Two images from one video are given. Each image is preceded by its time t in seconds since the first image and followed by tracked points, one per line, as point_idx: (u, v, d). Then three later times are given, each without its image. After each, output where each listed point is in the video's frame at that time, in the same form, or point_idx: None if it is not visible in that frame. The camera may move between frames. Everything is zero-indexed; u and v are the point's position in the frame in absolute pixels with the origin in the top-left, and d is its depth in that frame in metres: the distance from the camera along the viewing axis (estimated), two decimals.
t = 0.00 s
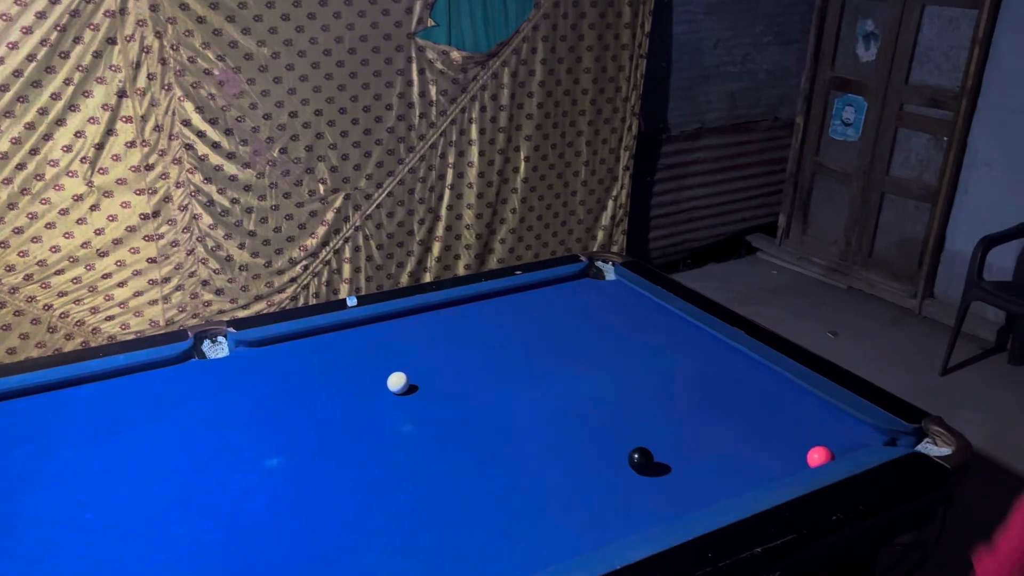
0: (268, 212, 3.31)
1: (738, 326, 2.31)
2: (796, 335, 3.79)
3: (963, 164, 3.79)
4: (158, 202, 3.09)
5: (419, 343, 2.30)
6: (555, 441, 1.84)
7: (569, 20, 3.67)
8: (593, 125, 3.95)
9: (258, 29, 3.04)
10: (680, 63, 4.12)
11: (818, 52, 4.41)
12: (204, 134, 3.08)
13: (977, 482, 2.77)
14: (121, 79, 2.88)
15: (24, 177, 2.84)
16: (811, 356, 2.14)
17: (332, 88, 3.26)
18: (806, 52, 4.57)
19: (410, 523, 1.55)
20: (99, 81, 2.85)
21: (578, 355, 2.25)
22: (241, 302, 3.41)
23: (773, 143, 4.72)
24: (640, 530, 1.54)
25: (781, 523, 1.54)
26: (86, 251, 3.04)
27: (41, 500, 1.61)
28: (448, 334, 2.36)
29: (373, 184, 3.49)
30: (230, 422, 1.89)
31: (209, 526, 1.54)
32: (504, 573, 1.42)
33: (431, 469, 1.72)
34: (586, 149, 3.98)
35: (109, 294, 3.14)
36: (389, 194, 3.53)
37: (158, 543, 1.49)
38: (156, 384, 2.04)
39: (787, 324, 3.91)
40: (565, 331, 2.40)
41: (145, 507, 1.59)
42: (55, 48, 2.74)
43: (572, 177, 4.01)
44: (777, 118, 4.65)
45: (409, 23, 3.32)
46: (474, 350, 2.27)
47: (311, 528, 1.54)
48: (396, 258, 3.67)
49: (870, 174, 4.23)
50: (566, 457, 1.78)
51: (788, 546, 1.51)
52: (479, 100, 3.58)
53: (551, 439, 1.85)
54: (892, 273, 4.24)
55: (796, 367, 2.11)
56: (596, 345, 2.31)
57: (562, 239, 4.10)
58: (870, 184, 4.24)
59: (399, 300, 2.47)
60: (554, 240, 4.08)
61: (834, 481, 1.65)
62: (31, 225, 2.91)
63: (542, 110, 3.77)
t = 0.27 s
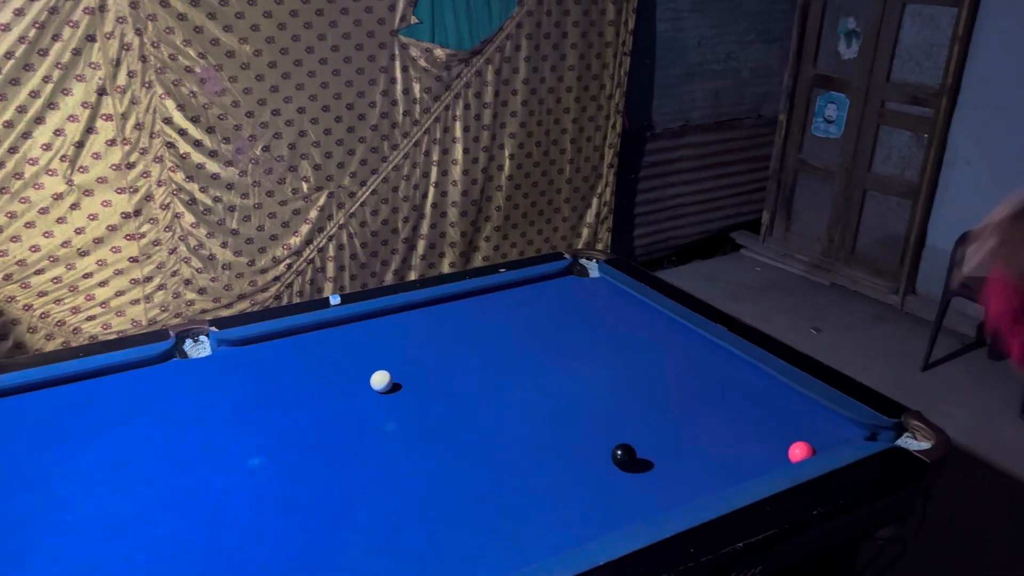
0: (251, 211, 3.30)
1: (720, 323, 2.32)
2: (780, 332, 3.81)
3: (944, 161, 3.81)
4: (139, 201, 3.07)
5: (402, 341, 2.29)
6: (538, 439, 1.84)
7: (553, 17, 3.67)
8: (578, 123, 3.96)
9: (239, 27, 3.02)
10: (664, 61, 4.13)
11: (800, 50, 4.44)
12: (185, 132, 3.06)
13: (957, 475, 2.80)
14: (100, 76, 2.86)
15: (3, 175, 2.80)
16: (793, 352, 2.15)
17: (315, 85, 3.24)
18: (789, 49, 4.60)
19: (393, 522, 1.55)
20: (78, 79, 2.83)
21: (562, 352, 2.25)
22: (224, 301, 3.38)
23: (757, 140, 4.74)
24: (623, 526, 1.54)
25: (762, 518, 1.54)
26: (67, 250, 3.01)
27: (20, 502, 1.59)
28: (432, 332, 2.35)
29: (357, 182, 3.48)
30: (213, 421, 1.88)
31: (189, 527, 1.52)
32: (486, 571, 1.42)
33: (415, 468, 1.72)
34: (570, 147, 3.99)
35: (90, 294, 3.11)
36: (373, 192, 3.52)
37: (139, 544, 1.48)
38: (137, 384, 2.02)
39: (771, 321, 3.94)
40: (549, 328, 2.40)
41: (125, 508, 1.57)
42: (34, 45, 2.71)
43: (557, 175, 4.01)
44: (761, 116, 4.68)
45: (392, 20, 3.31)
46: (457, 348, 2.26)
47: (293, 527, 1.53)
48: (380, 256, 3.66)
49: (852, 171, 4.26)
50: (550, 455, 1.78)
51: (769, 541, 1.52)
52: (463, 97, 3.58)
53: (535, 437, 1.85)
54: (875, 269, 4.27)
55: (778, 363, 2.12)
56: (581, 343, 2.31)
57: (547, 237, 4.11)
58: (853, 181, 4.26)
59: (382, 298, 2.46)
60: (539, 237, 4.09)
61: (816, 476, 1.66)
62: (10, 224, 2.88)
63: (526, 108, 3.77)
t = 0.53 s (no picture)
0: (243, 210, 3.29)
1: (712, 321, 2.32)
2: (772, 330, 3.82)
3: (935, 159, 3.83)
4: (130, 200, 3.05)
5: (394, 340, 2.29)
6: (531, 437, 1.84)
7: (546, 16, 3.67)
8: (570, 121, 3.96)
9: (230, 25, 3.01)
10: (657, 60, 4.13)
11: (792, 48, 4.44)
12: (177, 131, 3.05)
13: (948, 472, 2.81)
14: (91, 75, 2.84)
15: None
16: (785, 349, 2.15)
17: (307, 84, 3.24)
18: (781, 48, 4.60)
19: (386, 521, 1.55)
20: (68, 77, 2.81)
21: (554, 351, 2.25)
22: (216, 301, 3.38)
23: (749, 139, 4.75)
24: (615, 525, 1.54)
25: (754, 515, 1.55)
26: (57, 249, 2.98)
27: (9, 502, 1.58)
28: (424, 330, 2.35)
29: (350, 181, 3.48)
30: (204, 421, 1.87)
31: (180, 527, 1.52)
32: (479, 569, 1.42)
33: (408, 466, 1.72)
34: (563, 146, 3.99)
35: (81, 293, 3.09)
36: (365, 191, 3.52)
37: (129, 544, 1.47)
38: (127, 384, 2.01)
39: (764, 319, 3.94)
40: (542, 327, 2.40)
41: (115, 508, 1.56)
42: (23, 43, 2.68)
43: (550, 173, 4.01)
44: (754, 114, 4.68)
45: (384, 19, 3.31)
46: (449, 347, 2.26)
47: (285, 527, 1.52)
48: (373, 254, 3.65)
49: (844, 169, 4.27)
50: (543, 453, 1.78)
51: (760, 538, 1.52)
52: (456, 96, 3.58)
53: (527, 435, 1.85)
54: (866, 267, 4.28)
55: (769, 361, 2.12)
56: (574, 341, 2.31)
57: (539, 235, 4.11)
58: (845, 179, 4.27)
59: (374, 296, 2.46)
60: (532, 236, 4.09)
61: (808, 473, 1.66)
62: None
63: (518, 106, 3.77)
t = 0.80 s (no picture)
0: (242, 208, 3.28)
1: (712, 320, 2.32)
2: (772, 328, 3.82)
3: (935, 158, 3.83)
4: (129, 199, 3.04)
5: (394, 339, 2.28)
6: (530, 437, 1.84)
7: (546, 14, 3.66)
8: (570, 119, 3.96)
9: (230, 24, 3.00)
10: (656, 58, 4.13)
11: (792, 47, 4.44)
12: (176, 129, 3.04)
13: (947, 471, 2.82)
14: (90, 73, 2.83)
15: None
16: (786, 348, 2.15)
17: (306, 82, 3.23)
18: (781, 46, 4.60)
19: (385, 520, 1.54)
20: (67, 76, 2.80)
21: (554, 350, 2.25)
22: (215, 299, 3.37)
23: (749, 137, 4.74)
24: (616, 525, 1.54)
25: (755, 514, 1.55)
26: (57, 249, 2.96)
27: (9, 502, 1.58)
28: (425, 329, 2.35)
29: (349, 179, 3.47)
30: (204, 420, 1.87)
31: (179, 527, 1.51)
32: (479, 569, 1.42)
33: (408, 466, 1.72)
34: (563, 144, 3.99)
35: (80, 293, 3.07)
36: (364, 189, 3.52)
37: (129, 544, 1.47)
38: (127, 384, 2.01)
39: (763, 317, 3.94)
40: (542, 326, 2.40)
41: (114, 508, 1.56)
42: (22, 42, 2.68)
43: (549, 172, 4.01)
44: (753, 113, 4.68)
45: (384, 17, 3.30)
46: (449, 346, 2.26)
47: (285, 527, 1.52)
48: (372, 253, 3.65)
49: (843, 168, 4.27)
50: (543, 453, 1.78)
51: (761, 537, 1.53)
52: (455, 94, 3.57)
53: (527, 434, 1.85)
54: (866, 266, 4.29)
55: (769, 360, 2.12)
56: (574, 341, 2.31)
57: (539, 234, 4.11)
58: (844, 178, 4.28)
59: (374, 295, 2.45)
60: (531, 234, 4.09)
61: (808, 473, 1.66)
62: None
63: (518, 105, 3.77)
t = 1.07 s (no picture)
0: (245, 207, 3.28)
1: (717, 319, 2.32)
2: (775, 327, 3.81)
3: (939, 157, 3.82)
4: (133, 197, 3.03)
5: (398, 338, 2.28)
6: (535, 436, 1.83)
7: (549, 12, 3.66)
8: (573, 118, 3.95)
9: (233, 22, 3.00)
10: (659, 57, 4.12)
11: (796, 46, 4.44)
12: (179, 128, 3.04)
13: (950, 470, 2.81)
14: (93, 72, 2.83)
15: None
16: (791, 348, 2.15)
17: (309, 81, 3.23)
18: (784, 45, 4.60)
19: (390, 520, 1.54)
20: (71, 74, 2.79)
21: (559, 349, 2.25)
22: (218, 298, 3.37)
23: (752, 136, 4.74)
24: (621, 525, 1.53)
25: (761, 514, 1.55)
26: (59, 247, 2.94)
27: (13, 501, 1.58)
28: (429, 328, 2.35)
29: (352, 178, 3.47)
30: (208, 419, 1.87)
31: (184, 526, 1.51)
32: (485, 569, 1.41)
33: (413, 465, 1.71)
34: (566, 143, 3.98)
35: (82, 291, 3.05)
36: (367, 188, 3.51)
37: (133, 543, 1.47)
38: (131, 382, 2.01)
39: (766, 317, 3.94)
40: (546, 325, 2.39)
41: (118, 507, 1.56)
42: (25, 40, 2.67)
43: (552, 170, 4.01)
44: (756, 112, 4.68)
45: (387, 16, 3.30)
46: (453, 345, 2.26)
47: (289, 526, 1.52)
48: (375, 252, 3.65)
49: (847, 167, 4.27)
50: (548, 452, 1.77)
51: (767, 537, 1.52)
52: (459, 93, 3.57)
53: (532, 434, 1.84)
54: (869, 265, 4.28)
55: (774, 359, 2.12)
56: (578, 340, 2.30)
57: (542, 233, 4.11)
58: (847, 177, 4.27)
59: (378, 294, 2.45)
60: (534, 233, 4.09)
61: (814, 472, 1.66)
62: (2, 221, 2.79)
63: (521, 103, 3.77)
